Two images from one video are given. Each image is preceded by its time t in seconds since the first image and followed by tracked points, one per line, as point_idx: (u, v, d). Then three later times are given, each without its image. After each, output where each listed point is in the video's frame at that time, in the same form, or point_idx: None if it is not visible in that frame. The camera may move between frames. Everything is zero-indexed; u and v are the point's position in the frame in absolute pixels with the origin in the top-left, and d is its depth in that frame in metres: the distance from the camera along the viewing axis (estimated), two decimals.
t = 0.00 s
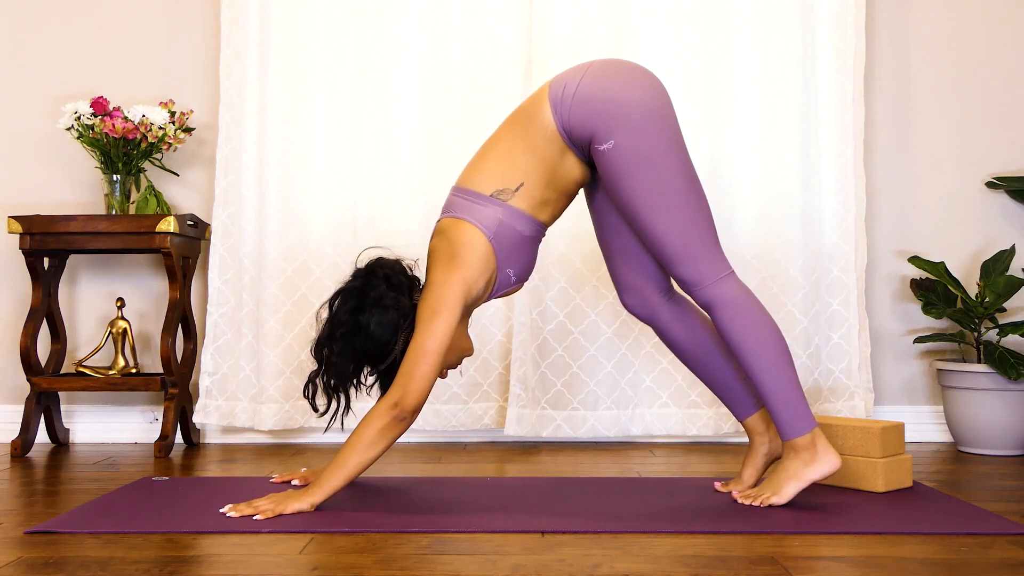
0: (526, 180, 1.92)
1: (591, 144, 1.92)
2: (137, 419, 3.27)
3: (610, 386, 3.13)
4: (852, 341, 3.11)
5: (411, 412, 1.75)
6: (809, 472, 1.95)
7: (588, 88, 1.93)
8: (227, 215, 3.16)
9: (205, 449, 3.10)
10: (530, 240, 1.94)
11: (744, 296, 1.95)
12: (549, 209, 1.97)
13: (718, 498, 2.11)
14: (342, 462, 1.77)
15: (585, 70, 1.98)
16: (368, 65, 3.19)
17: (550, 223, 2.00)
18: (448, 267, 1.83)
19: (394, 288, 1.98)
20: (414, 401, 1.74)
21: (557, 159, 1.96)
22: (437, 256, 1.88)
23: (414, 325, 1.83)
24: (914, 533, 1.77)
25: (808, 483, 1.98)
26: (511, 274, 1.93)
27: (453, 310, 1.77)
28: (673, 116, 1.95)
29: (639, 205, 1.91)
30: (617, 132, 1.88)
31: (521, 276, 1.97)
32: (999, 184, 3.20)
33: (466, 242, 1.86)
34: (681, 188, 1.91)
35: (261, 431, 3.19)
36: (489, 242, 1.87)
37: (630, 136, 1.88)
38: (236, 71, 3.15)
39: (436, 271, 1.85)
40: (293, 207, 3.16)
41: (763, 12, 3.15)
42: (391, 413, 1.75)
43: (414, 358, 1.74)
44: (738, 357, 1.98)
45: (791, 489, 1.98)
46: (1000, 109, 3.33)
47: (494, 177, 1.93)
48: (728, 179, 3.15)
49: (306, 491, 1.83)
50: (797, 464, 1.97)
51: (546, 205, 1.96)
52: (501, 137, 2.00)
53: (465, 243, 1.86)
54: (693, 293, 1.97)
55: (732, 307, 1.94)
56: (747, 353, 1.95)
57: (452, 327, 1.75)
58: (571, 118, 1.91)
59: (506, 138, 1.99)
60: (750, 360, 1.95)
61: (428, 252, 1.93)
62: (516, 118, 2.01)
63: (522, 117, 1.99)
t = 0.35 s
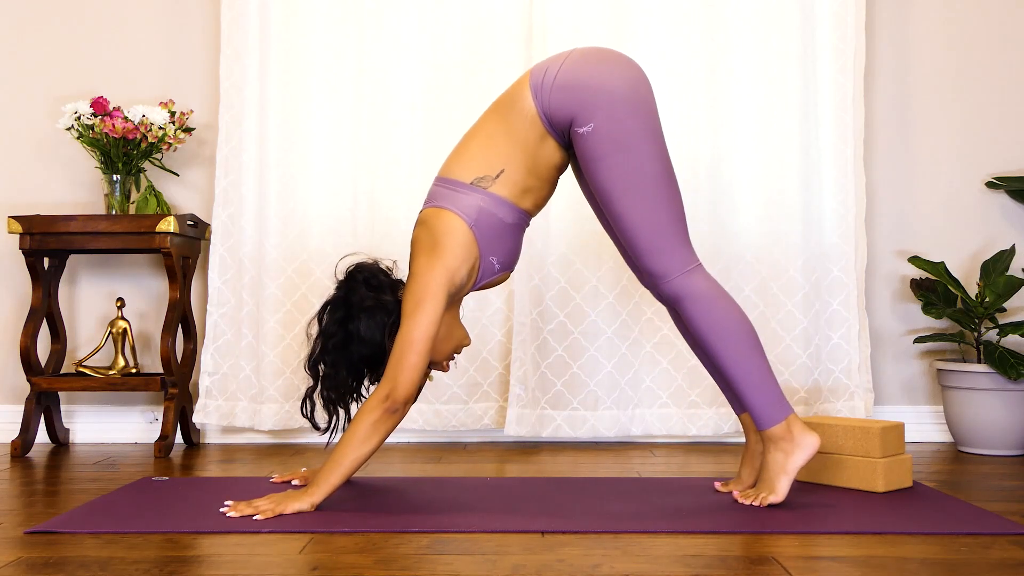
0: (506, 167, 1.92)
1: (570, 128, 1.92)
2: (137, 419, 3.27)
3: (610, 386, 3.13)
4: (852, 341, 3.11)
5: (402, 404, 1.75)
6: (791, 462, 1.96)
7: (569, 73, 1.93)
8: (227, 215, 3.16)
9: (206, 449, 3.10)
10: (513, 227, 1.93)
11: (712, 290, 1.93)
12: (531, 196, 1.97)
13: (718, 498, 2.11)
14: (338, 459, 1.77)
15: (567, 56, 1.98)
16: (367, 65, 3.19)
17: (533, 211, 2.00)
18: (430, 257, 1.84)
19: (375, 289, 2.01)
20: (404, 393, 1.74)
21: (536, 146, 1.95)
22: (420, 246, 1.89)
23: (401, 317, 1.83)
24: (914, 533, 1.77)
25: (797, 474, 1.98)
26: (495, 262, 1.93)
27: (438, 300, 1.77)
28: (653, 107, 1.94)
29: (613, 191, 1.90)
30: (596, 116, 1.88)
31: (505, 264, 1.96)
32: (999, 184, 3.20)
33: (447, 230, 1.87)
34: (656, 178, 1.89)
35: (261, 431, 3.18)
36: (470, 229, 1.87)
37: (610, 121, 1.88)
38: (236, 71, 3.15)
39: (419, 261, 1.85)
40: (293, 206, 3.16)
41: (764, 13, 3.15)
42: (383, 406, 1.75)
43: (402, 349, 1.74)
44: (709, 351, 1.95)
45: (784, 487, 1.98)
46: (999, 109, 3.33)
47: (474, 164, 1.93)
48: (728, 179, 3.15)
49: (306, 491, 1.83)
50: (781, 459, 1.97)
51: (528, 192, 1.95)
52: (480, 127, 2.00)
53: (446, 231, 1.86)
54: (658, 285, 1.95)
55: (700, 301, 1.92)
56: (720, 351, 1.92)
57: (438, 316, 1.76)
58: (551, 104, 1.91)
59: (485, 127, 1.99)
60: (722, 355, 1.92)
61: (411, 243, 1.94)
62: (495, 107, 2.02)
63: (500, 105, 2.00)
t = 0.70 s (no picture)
0: (508, 166, 1.93)
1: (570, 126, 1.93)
2: (137, 419, 3.27)
3: (610, 386, 3.13)
4: (852, 341, 3.11)
5: (399, 401, 1.74)
6: (788, 462, 1.95)
7: (575, 73, 1.94)
8: (227, 215, 3.16)
9: (206, 449, 3.10)
10: (511, 227, 1.93)
11: (690, 303, 1.90)
12: (532, 196, 1.96)
13: (718, 498, 2.11)
14: (337, 458, 1.77)
15: (575, 57, 2.00)
16: (367, 65, 3.19)
17: (533, 213, 1.99)
18: (427, 253, 1.83)
19: (371, 292, 2.01)
20: (400, 390, 1.73)
21: (538, 146, 1.96)
22: (416, 244, 1.89)
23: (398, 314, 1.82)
24: (914, 534, 1.77)
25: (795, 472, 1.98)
26: (492, 261, 1.91)
27: (433, 297, 1.76)
28: (656, 114, 1.94)
29: (601, 193, 1.89)
30: (597, 116, 1.88)
31: (503, 265, 1.95)
32: (999, 184, 3.20)
33: (445, 227, 1.87)
34: (645, 187, 1.88)
35: (261, 431, 3.19)
36: (468, 227, 1.87)
37: (609, 122, 1.88)
38: (236, 71, 3.15)
39: (415, 259, 1.85)
40: (293, 206, 3.16)
41: (763, 13, 3.15)
42: (379, 403, 1.74)
43: (398, 345, 1.73)
44: (691, 358, 1.94)
45: (785, 488, 1.98)
46: (999, 108, 3.33)
47: (476, 163, 1.94)
48: (728, 179, 3.15)
49: (306, 491, 1.84)
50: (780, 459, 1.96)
51: (528, 192, 1.95)
52: (483, 127, 2.02)
53: (442, 228, 1.86)
54: (631, 294, 1.93)
55: (675, 313, 1.90)
56: (705, 363, 1.90)
57: (434, 312, 1.75)
58: (553, 104, 1.93)
59: (487, 127, 2.01)
60: (701, 361, 1.91)
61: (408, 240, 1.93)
62: (498, 109, 2.04)
63: (504, 107, 2.01)
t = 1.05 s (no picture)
0: (523, 172, 1.93)
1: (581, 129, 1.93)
2: (137, 419, 3.27)
3: (610, 387, 3.13)
4: (852, 341, 3.11)
5: (405, 406, 1.74)
6: (785, 461, 1.94)
7: (593, 79, 1.95)
8: (227, 215, 3.16)
9: (205, 449, 3.10)
10: (524, 235, 1.92)
11: (676, 314, 1.89)
12: (546, 203, 1.96)
13: (718, 498, 2.11)
14: (337, 459, 1.77)
15: (593, 64, 2.01)
16: (368, 66, 3.19)
17: (547, 219, 1.99)
18: (439, 259, 1.83)
19: (381, 297, 2.02)
20: (407, 395, 1.73)
21: (553, 152, 1.96)
22: (428, 249, 1.89)
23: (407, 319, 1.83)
24: (914, 533, 1.77)
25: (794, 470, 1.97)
26: (504, 268, 1.91)
27: (444, 303, 1.76)
28: (666, 124, 1.95)
29: (601, 197, 1.89)
30: (610, 121, 1.89)
31: (514, 272, 1.95)
32: (999, 184, 3.20)
33: (459, 233, 1.86)
34: (645, 196, 1.88)
35: (261, 431, 3.18)
36: (483, 233, 1.87)
37: (621, 129, 1.88)
38: (236, 72, 3.16)
39: (427, 263, 1.85)
40: (294, 206, 3.16)
41: (763, 13, 3.15)
42: (384, 407, 1.74)
43: (407, 350, 1.74)
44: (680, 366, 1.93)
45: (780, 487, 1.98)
46: (999, 108, 3.33)
47: (491, 168, 1.93)
48: (728, 179, 3.15)
49: (306, 491, 1.84)
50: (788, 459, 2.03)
51: (543, 198, 1.95)
52: (499, 132, 2.01)
53: (456, 234, 1.86)
54: (614, 303, 1.91)
55: (660, 323, 1.88)
56: (707, 382, 1.90)
57: (445, 318, 1.76)
58: (568, 108, 1.93)
59: (503, 133, 2.00)
60: (691, 367, 1.89)
61: (421, 244, 1.93)
62: (515, 114, 2.03)
63: (520, 113, 2.01)
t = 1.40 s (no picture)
0: (527, 176, 1.92)
1: (584, 134, 1.93)
2: (137, 419, 3.27)
3: (609, 387, 3.13)
4: (852, 341, 3.11)
5: (406, 407, 1.74)
6: (780, 455, 1.95)
7: (599, 85, 1.95)
8: (227, 215, 3.16)
9: (205, 449, 3.10)
10: (525, 239, 1.92)
11: (664, 321, 1.88)
12: (548, 207, 1.96)
13: (718, 498, 2.11)
14: (337, 459, 1.77)
15: (600, 70, 2.01)
16: (368, 66, 3.19)
17: (549, 223, 1.99)
18: (442, 261, 1.83)
19: (381, 300, 2.03)
20: (408, 396, 1.74)
21: (557, 157, 1.96)
22: (431, 251, 1.88)
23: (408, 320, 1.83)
24: (914, 533, 1.77)
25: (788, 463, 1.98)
26: (505, 272, 1.92)
27: (446, 305, 1.77)
28: (669, 133, 1.95)
29: (597, 202, 1.89)
30: (613, 129, 1.89)
31: (515, 276, 1.95)
32: (999, 184, 3.20)
33: (462, 236, 1.86)
34: (642, 204, 1.88)
35: (261, 431, 3.18)
36: (486, 237, 1.86)
37: (625, 136, 1.88)
38: (236, 72, 3.16)
39: (429, 265, 1.85)
40: (294, 206, 3.16)
41: (763, 13, 3.15)
42: (385, 408, 1.74)
43: (409, 352, 1.74)
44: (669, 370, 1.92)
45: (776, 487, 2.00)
46: (999, 108, 3.33)
47: (495, 172, 1.93)
48: (728, 179, 3.15)
49: (306, 491, 1.84)
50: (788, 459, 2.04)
51: (546, 202, 1.95)
52: (503, 136, 2.01)
53: (459, 237, 1.85)
54: (601, 309, 1.90)
55: (649, 328, 1.88)
56: (705, 390, 1.90)
57: (446, 320, 1.76)
58: (573, 113, 1.93)
59: (507, 136, 2.00)
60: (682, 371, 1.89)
61: (423, 246, 1.93)
62: (519, 118, 2.03)
63: (525, 116, 2.01)
